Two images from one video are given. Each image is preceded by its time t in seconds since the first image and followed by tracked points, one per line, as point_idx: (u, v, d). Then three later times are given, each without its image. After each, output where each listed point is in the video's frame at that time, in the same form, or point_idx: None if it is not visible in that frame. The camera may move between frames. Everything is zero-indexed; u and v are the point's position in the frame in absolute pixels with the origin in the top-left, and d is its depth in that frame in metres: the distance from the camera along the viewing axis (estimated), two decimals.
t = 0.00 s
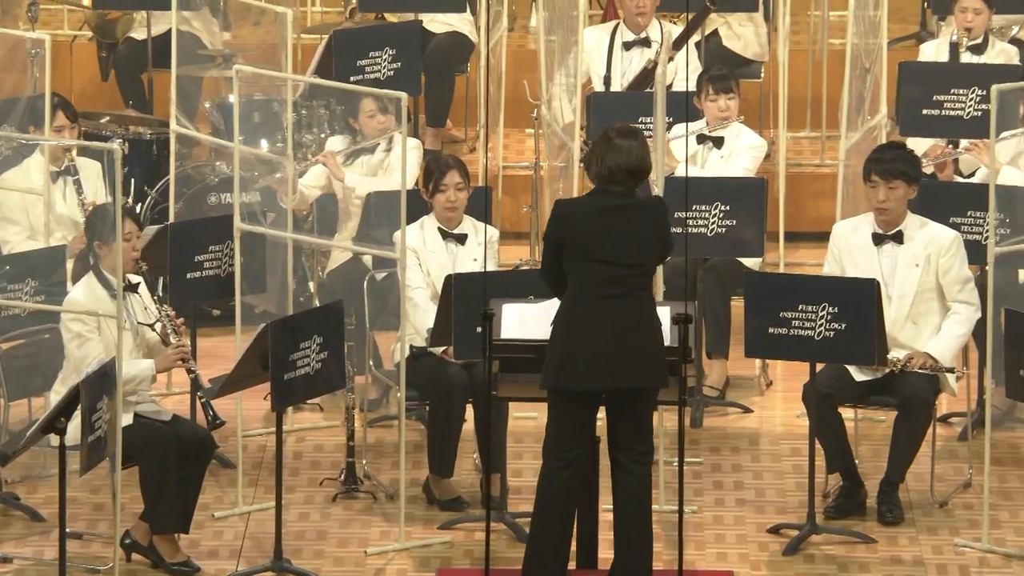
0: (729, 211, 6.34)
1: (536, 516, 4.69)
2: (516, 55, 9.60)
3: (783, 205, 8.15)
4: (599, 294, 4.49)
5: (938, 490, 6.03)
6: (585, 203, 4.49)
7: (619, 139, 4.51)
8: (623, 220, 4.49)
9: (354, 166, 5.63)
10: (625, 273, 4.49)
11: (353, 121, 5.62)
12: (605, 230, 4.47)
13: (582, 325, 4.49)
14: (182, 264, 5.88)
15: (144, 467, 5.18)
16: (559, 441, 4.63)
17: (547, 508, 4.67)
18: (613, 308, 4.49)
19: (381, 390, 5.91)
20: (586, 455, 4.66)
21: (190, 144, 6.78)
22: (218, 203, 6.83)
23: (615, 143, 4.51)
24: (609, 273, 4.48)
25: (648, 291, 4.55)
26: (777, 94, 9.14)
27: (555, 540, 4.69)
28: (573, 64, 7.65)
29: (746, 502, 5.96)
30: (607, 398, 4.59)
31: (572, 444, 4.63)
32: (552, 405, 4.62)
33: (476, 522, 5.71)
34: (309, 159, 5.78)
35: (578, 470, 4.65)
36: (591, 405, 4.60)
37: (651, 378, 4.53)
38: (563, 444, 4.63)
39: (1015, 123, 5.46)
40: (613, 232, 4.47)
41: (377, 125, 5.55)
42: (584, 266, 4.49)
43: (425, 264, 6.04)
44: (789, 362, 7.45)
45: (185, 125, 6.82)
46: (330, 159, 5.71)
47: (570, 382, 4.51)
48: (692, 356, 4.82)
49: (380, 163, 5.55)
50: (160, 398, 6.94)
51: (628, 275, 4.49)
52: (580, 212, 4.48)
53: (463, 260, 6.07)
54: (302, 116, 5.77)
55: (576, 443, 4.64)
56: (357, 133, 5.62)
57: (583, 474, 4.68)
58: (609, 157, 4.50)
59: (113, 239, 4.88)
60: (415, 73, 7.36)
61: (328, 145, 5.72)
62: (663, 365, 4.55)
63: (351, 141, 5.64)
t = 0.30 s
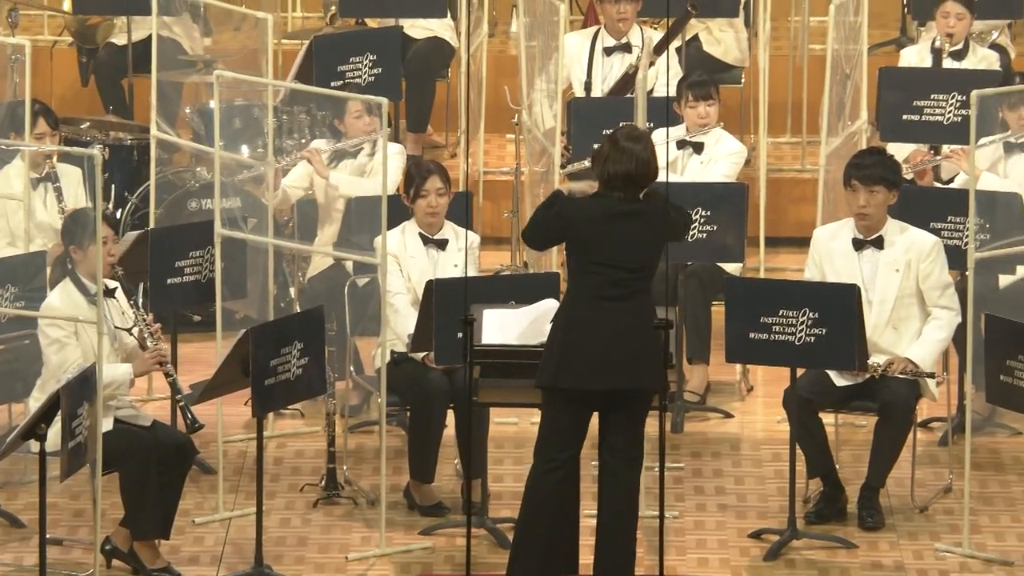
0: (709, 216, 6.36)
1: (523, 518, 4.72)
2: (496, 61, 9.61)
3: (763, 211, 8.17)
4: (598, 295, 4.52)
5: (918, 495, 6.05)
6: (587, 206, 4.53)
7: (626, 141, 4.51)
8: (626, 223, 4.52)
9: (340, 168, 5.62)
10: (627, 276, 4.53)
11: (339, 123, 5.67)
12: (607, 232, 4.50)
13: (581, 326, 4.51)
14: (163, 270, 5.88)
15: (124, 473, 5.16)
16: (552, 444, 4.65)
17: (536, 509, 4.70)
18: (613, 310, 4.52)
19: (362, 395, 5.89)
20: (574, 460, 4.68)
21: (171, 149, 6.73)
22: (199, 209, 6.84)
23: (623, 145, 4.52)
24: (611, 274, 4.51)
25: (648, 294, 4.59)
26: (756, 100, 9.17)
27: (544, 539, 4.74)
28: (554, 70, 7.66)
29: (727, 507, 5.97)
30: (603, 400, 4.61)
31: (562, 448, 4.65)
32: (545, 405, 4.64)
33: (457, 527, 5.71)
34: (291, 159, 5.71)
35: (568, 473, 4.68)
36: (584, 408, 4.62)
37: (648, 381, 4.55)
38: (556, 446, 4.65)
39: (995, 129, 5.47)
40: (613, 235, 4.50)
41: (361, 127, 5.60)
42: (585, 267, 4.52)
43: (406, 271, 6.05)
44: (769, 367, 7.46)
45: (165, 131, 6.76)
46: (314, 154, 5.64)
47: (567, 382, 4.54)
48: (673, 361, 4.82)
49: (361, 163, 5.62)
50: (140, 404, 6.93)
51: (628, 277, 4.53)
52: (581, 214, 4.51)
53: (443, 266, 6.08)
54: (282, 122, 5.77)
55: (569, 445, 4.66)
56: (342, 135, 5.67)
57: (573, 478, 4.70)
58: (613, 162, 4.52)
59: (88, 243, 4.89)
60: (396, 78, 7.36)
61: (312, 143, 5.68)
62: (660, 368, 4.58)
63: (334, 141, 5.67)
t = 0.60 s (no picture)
0: (692, 219, 6.39)
1: (504, 519, 4.74)
2: (479, 65, 9.63)
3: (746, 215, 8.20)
4: (577, 299, 4.53)
5: (901, 499, 6.07)
6: (568, 211, 4.55)
7: (610, 148, 4.52)
8: (607, 229, 4.54)
9: (322, 169, 5.59)
10: (609, 281, 4.53)
11: (323, 125, 5.60)
12: (590, 236, 4.52)
13: (561, 328, 4.53)
14: (145, 273, 5.86)
15: (106, 477, 5.16)
16: (530, 446, 4.67)
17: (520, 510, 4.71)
18: (594, 314, 4.53)
19: (345, 399, 5.92)
20: (555, 464, 4.68)
21: (153, 153, 6.79)
22: (182, 213, 6.82)
23: (606, 152, 4.53)
24: (592, 279, 4.52)
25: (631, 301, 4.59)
26: (738, 104, 9.21)
27: (527, 539, 4.75)
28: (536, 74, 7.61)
29: (710, 510, 5.98)
30: (584, 404, 4.62)
31: (542, 449, 4.67)
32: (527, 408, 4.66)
33: (439, 531, 5.72)
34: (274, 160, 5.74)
35: (550, 474, 4.69)
36: (566, 412, 4.64)
37: (627, 387, 4.55)
38: (534, 448, 4.67)
39: (977, 133, 5.52)
40: (591, 240, 4.52)
41: (345, 128, 5.54)
42: (568, 271, 4.54)
43: (389, 274, 6.04)
44: (752, 371, 7.48)
45: (148, 135, 6.82)
46: (296, 153, 5.65)
47: (547, 384, 4.56)
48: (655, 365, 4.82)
49: (344, 166, 5.55)
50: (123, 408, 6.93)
51: (607, 282, 4.53)
52: (561, 219, 4.54)
53: (426, 269, 6.07)
54: (265, 126, 5.78)
55: (551, 447, 4.67)
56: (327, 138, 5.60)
57: (555, 480, 4.71)
58: (595, 169, 4.53)
59: (68, 247, 4.92)
60: (379, 82, 7.38)
61: (296, 142, 5.68)
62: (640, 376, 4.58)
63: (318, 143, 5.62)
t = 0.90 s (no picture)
0: (674, 222, 6.43)
1: (484, 521, 4.75)
2: (462, 66, 9.64)
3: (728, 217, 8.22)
4: (533, 301, 4.56)
5: (883, 501, 6.09)
6: (525, 213, 4.58)
7: (566, 149, 4.53)
8: (563, 231, 4.55)
9: (304, 171, 5.65)
10: (564, 283, 4.54)
11: (304, 128, 5.64)
12: (543, 239, 4.54)
13: (517, 331, 4.56)
14: (127, 276, 5.87)
15: (89, 480, 5.15)
16: (502, 451, 4.70)
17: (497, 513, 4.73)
18: (550, 317, 4.54)
19: (327, 401, 5.94)
20: (526, 466, 4.70)
21: (135, 156, 6.76)
22: (164, 215, 6.80)
23: (562, 152, 4.53)
24: (546, 282, 4.54)
25: (591, 302, 4.58)
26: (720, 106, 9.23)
27: (506, 541, 4.77)
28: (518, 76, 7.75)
29: (692, 513, 6.00)
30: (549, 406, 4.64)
31: (516, 452, 4.69)
32: (496, 410, 4.69)
33: (421, 534, 5.72)
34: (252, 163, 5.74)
35: (524, 476, 4.71)
36: (537, 414, 4.67)
37: (586, 388, 4.56)
38: (505, 450, 4.69)
39: (959, 135, 5.56)
40: (548, 241, 4.54)
41: (325, 131, 5.57)
42: (524, 273, 4.57)
43: (371, 277, 6.05)
44: (734, 373, 7.49)
45: (129, 138, 6.77)
46: (276, 157, 5.70)
47: (508, 387, 4.59)
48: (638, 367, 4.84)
49: (325, 168, 5.61)
50: (105, 411, 6.92)
51: (564, 285, 4.54)
52: (518, 222, 4.58)
53: (408, 272, 6.09)
54: (247, 127, 5.74)
55: (525, 450, 4.69)
56: (307, 141, 5.64)
57: (528, 480, 4.73)
58: (552, 170, 4.53)
59: (47, 249, 4.92)
60: (361, 84, 7.39)
61: (276, 146, 5.72)
62: (601, 377, 4.57)
63: (299, 146, 5.67)
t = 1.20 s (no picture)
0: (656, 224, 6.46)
1: (463, 523, 4.76)
2: (444, 69, 9.65)
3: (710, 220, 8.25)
4: (480, 305, 4.56)
5: (864, 503, 6.11)
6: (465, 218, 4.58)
7: (506, 148, 4.53)
8: (506, 233, 4.54)
9: (286, 175, 5.62)
10: (510, 287, 4.54)
11: (286, 130, 5.62)
12: (488, 243, 4.54)
13: (465, 337, 4.57)
14: (109, 278, 5.87)
15: (71, 483, 5.15)
16: (462, 453, 4.73)
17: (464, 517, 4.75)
18: (498, 321, 4.55)
19: (309, 403, 5.92)
20: (491, 471, 4.74)
21: (116, 158, 6.71)
22: (145, 218, 6.75)
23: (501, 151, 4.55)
24: (491, 286, 4.54)
25: (539, 304, 4.58)
26: (702, 108, 9.26)
27: (483, 542, 4.77)
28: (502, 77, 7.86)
29: (674, 515, 6.01)
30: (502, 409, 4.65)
31: (478, 457, 4.72)
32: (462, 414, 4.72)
33: (403, 536, 5.72)
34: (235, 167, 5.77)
35: (487, 485, 4.75)
36: (495, 417, 4.69)
37: (538, 391, 4.56)
38: (467, 457, 4.73)
39: (941, 138, 5.58)
40: (493, 245, 4.53)
41: (309, 134, 5.57)
42: (470, 278, 4.57)
43: (353, 279, 6.05)
44: (717, 375, 7.52)
45: (110, 139, 6.78)
46: (258, 162, 5.67)
47: (460, 391, 4.61)
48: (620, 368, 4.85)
49: (308, 171, 5.55)
50: (86, 413, 6.91)
51: (509, 288, 4.53)
52: (460, 226, 4.58)
53: (390, 275, 6.08)
54: (229, 130, 5.73)
55: (489, 454, 4.73)
56: (291, 143, 5.62)
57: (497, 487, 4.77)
58: (493, 169, 4.54)
59: (27, 252, 4.90)
60: (342, 87, 7.37)
61: (259, 150, 5.69)
62: (552, 379, 4.58)
63: (282, 149, 5.63)
